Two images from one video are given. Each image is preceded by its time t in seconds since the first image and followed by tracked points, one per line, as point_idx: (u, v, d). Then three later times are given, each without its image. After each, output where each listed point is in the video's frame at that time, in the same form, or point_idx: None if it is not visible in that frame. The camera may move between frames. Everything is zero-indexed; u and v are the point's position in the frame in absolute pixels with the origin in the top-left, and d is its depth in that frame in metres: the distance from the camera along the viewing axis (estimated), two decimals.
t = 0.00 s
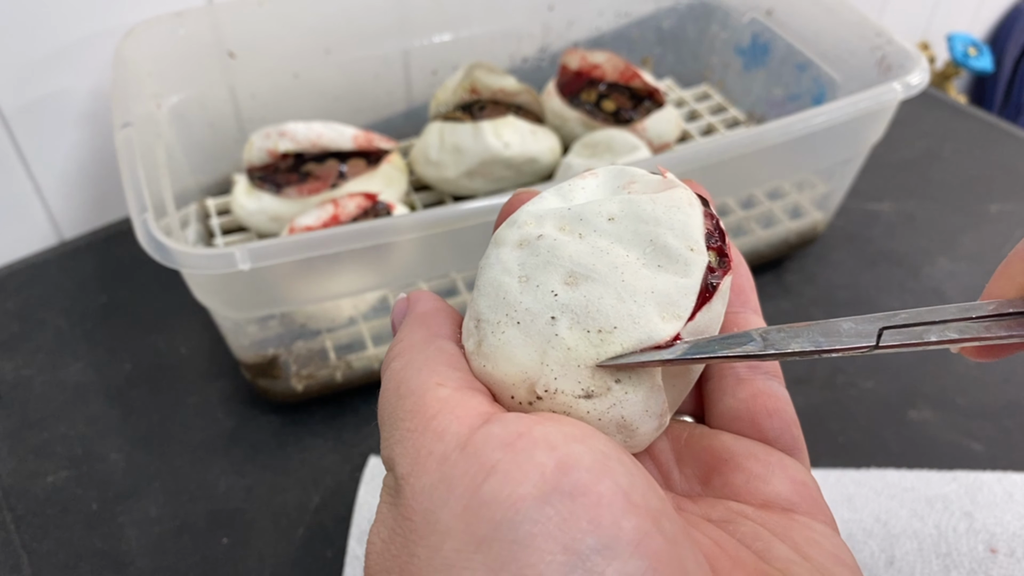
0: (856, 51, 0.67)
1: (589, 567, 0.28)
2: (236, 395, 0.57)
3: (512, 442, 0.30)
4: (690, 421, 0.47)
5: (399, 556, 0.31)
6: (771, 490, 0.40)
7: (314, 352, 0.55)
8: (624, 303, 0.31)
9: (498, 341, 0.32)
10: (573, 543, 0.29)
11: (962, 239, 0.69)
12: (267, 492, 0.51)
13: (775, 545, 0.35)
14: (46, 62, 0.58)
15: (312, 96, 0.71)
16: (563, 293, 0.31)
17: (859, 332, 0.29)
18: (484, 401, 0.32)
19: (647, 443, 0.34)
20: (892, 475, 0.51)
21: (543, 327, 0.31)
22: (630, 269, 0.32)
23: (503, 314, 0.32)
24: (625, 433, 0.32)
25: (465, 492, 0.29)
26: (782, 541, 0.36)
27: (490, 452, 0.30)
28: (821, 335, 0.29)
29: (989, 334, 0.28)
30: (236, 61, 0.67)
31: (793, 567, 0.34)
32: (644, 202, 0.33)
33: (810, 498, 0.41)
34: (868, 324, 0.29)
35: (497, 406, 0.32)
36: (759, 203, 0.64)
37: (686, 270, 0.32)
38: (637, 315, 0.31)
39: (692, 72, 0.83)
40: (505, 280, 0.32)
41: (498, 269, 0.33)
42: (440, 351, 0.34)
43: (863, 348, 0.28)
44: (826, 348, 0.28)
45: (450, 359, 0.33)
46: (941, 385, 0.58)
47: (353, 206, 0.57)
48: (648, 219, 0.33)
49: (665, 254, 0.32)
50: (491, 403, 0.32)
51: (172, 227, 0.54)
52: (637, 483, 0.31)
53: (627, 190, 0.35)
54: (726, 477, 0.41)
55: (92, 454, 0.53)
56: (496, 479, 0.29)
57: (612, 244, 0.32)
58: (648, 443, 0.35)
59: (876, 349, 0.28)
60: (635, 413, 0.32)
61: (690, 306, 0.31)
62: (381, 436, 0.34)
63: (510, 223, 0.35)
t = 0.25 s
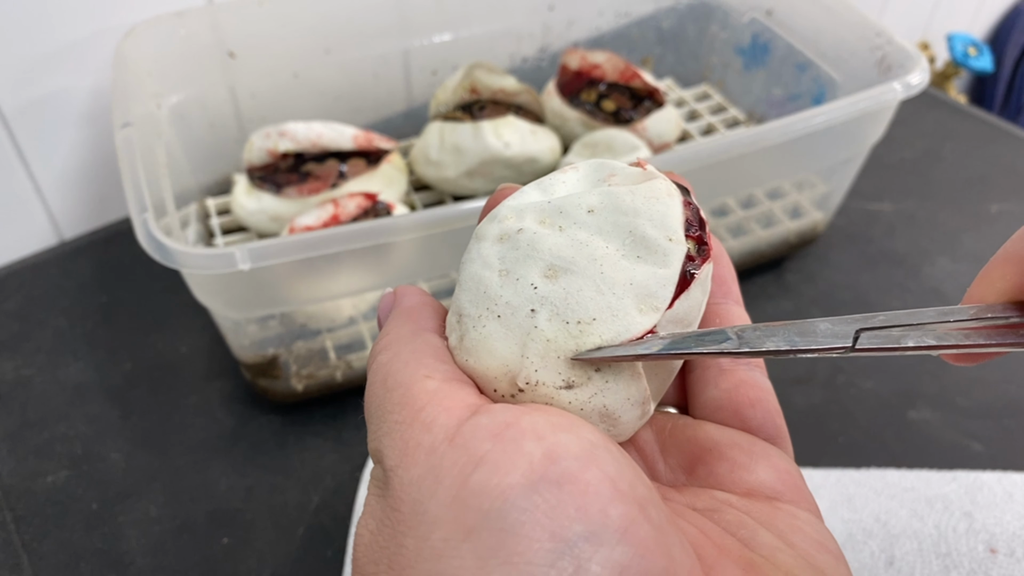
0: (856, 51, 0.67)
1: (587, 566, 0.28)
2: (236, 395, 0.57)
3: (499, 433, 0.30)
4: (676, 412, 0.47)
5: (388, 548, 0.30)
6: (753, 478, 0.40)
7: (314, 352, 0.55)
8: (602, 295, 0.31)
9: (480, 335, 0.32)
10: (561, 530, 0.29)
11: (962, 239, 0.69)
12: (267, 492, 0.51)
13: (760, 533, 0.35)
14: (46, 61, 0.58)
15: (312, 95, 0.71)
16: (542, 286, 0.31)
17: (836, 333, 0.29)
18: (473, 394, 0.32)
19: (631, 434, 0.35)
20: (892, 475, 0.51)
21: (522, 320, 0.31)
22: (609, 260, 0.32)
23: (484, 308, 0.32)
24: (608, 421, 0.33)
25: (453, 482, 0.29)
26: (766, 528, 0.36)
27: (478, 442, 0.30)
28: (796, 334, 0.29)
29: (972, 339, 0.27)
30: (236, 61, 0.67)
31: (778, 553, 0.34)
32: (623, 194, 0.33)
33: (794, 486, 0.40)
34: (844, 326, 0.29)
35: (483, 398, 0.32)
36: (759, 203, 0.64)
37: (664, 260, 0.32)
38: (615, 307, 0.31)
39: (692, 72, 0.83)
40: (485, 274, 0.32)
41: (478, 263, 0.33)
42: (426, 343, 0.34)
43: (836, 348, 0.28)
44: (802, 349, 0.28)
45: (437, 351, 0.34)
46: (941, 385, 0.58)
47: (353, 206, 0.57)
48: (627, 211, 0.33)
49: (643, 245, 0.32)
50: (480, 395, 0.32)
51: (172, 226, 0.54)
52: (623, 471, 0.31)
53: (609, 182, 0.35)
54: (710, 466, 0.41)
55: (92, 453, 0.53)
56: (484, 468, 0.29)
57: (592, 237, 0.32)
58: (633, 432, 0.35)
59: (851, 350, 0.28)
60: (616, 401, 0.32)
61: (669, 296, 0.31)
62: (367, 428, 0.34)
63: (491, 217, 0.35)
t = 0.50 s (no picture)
0: (856, 51, 0.67)
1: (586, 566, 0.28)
2: (236, 395, 0.57)
3: (499, 430, 0.30)
4: (673, 410, 0.47)
5: (387, 545, 0.30)
6: (751, 475, 0.40)
7: (314, 352, 0.55)
8: (596, 293, 0.31)
9: (475, 334, 0.32)
10: (560, 527, 0.29)
11: (962, 239, 0.69)
12: (267, 492, 0.51)
13: (758, 530, 0.35)
14: (46, 61, 0.58)
15: (312, 95, 0.71)
16: (536, 284, 0.31)
17: (824, 332, 0.28)
18: (472, 391, 0.32)
19: (629, 430, 0.35)
20: (892, 475, 0.51)
21: (517, 318, 0.31)
22: (603, 258, 0.31)
23: (479, 307, 0.32)
24: (605, 418, 0.33)
25: (452, 479, 0.29)
26: (764, 526, 0.36)
27: (477, 439, 0.30)
28: (782, 331, 0.29)
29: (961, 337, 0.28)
30: (236, 61, 0.67)
31: (775, 550, 0.34)
32: (619, 192, 0.32)
33: (791, 483, 0.40)
34: (833, 323, 0.29)
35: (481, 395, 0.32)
36: (760, 203, 0.64)
37: (659, 258, 0.31)
38: (609, 305, 0.31)
39: (692, 72, 0.83)
40: (480, 273, 0.32)
41: (473, 262, 0.33)
42: (424, 342, 0.34)
43: (826, 348, 0.28)
44: (794, 349, 0.28)
45: (435, 350, 0.34)
46: (941, 384, 0.58)
47: (353, 206, 0.57)
48: (622, 209, 0.32)
49: (638, 243, 0.32)
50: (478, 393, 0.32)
51: (172, 226, 0.54)
52: (622, 468, 0.31)
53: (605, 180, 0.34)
54: (707, 464, 0.41)
55: (92, 453, 0.53)
56: (483, 465, 0.29)
57: (587, 235, 0.32)
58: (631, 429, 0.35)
59: (840, 349, 0.28)
60: (613, 398, 0.32)
61: (664, 292, 0.31)
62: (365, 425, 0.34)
63: (486, 216, 0.34)
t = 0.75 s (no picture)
0: (856, 51, 0.67)
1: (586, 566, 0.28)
2: (236, 395, 0.57)
3: (507, 415, 0.30)
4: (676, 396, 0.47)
5: (394, 530, 0.30)
6: (755, 462, 0.40)
7: (314, 352, 0.55)
8: (598, 279, 0.31)
9: (478, 322, 0.32)
10: (568, 509, 0.29)
11: (962, 239, 0.69)
12: (266, 492, 0.51)
13: (763, 515, 0.35)
14: (45, 62, 0.58)
15: (312, 96, 0.71)
16: (539, 271, 0.31)
17: (815, 324, 0.29)
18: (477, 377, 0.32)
19: (631, 417, 0.35)
20: (892, 475, 0.51)
21: (519, 304, 0.31)
22: (605, 244, 0.31)
23: (482, 294, 0.32)
24: (609, 403, 0.33)
25: (460, 463, 0.29)
26: (768, 510, 0.36)
27: (484, 424, 0.30)
28: (773, 322, 0.29)
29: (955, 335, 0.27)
30: (236, 61, 0.67)
31: (781, 535, 0.34)
32: (622, 179, 0.32)
33: (794, 468, 0.40)
34: (824, 316, 0.29)
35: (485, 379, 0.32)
36: (759, 203, 0.64)
37: (662, 244, 0.31)
38: (612, 290, 0.31)
39: (692, 72, 0.83)
40: (483, 261, 0.32)
41: (476, 250, 0.33)
42: (429, 328, 0.34)
43: (814, 339, 0.28)
44: (786, 340, 0.28)
45: (441, 336, 0.34)
46: (941, 385, 0.58)
47: (353, 206, 0.57)
48: (625, 196, 0.32)
49: (641, 230, 0.31)
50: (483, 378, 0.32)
51: (172, 226, 0.54)
52: (628, 451, 0.31)
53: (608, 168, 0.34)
54: (711, 451, 0.41)
55: (92, 453, 0.53)
56: (491, 449, 0.29)
57: (589, 222, 0.32)
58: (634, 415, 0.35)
59: (830, 341, 0.28)
60: (616, 382, 0.32)
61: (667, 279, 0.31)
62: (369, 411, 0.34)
63: (490, 204, 0.34)
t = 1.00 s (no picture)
0: (856, 51, 0.67)
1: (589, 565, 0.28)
2: (236, 395, 0.57)
3: (515, 417, 0.30)
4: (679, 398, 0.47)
5: (404, 530, 0.30)
6: (758, 462, 0.40)
7: (314, 352, 0.55)
8: (601, 282, 0.31)
9: (482, 325, 0.32)
10: (577, 508, 0.29)
11: (962, 239, 0.69)
12: (266, 492, 0.51)
13: (767, 515, 0.35)
14: (45, 62, 0.58)
15: (312, 96, 0.71)
16: (542, 274, 0.31)
17: (807, 334, 0.29)
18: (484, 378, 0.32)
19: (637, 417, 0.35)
20: (892, 475, 0.51)
21: (522, 308, 0.31)
22: (608, 247, 0.31)
23: (486, 298, 0.32)
24: (614, 403, 0.33)
25: (469, 465, 0.29)
26: (773, 510, 0.36)
27: (493, 425, 0.30)
28: (765, 331, 0.29)
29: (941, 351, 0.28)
30: (235, 61, 0.67)
31: (786, 534, 0.34)
32: (624, 183, 0.32)
33: (798, 469, 0.40)
34: (815, 327, 0.29)
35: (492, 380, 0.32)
36: (759, 203, 0.64)
37: (664, 247, 0.31)
38: (614, 293, 0.31)
39: (692, 72, 0.83)
40: (486, 265, 0.32)
41: (480, 254, 0.33)
42: (435, 331, 0.34)
43: (806, 349, 0.28)
44: (778, 349, 0.28)
45: (447, 338, 0.34)
46: (941, 384, 0.58)
47: (353, 206, 0.57)
48: (627, 200, 0.32)
49: (643, 233, 0.31)
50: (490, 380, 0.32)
51: (172, 226, 0.54)
52: (635, 451, 0.31)
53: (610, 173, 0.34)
54: (715, 451, 0.41)
55: (92, 453, 0.53)
56: (500, 450, 0.29)
57: (592, 225, 0.32)
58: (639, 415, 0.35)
59: (824, 352, 0.28)
60: (621, 383, 0.33)
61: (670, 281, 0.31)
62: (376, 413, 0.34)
63: (493, 209, 0.34)
